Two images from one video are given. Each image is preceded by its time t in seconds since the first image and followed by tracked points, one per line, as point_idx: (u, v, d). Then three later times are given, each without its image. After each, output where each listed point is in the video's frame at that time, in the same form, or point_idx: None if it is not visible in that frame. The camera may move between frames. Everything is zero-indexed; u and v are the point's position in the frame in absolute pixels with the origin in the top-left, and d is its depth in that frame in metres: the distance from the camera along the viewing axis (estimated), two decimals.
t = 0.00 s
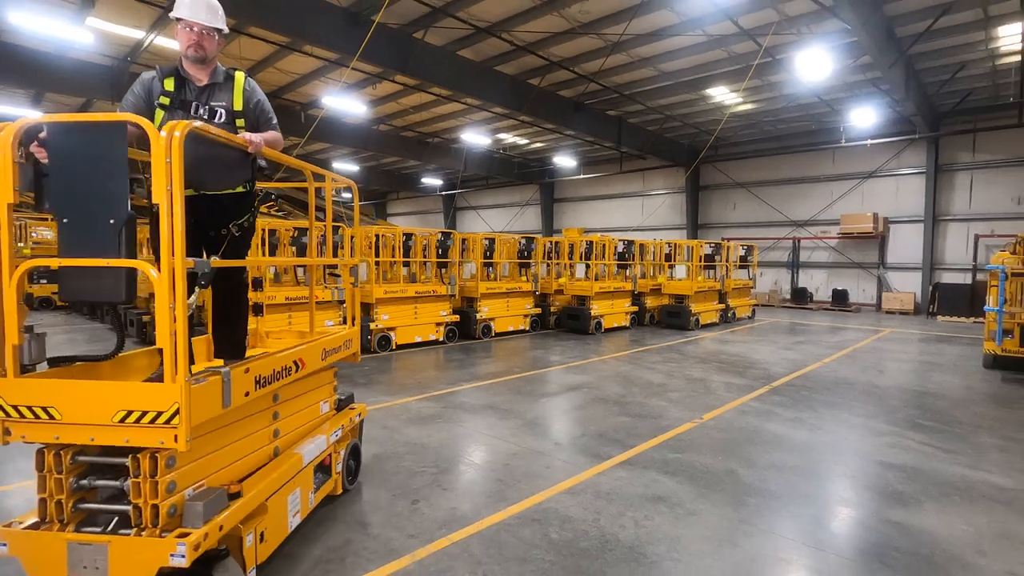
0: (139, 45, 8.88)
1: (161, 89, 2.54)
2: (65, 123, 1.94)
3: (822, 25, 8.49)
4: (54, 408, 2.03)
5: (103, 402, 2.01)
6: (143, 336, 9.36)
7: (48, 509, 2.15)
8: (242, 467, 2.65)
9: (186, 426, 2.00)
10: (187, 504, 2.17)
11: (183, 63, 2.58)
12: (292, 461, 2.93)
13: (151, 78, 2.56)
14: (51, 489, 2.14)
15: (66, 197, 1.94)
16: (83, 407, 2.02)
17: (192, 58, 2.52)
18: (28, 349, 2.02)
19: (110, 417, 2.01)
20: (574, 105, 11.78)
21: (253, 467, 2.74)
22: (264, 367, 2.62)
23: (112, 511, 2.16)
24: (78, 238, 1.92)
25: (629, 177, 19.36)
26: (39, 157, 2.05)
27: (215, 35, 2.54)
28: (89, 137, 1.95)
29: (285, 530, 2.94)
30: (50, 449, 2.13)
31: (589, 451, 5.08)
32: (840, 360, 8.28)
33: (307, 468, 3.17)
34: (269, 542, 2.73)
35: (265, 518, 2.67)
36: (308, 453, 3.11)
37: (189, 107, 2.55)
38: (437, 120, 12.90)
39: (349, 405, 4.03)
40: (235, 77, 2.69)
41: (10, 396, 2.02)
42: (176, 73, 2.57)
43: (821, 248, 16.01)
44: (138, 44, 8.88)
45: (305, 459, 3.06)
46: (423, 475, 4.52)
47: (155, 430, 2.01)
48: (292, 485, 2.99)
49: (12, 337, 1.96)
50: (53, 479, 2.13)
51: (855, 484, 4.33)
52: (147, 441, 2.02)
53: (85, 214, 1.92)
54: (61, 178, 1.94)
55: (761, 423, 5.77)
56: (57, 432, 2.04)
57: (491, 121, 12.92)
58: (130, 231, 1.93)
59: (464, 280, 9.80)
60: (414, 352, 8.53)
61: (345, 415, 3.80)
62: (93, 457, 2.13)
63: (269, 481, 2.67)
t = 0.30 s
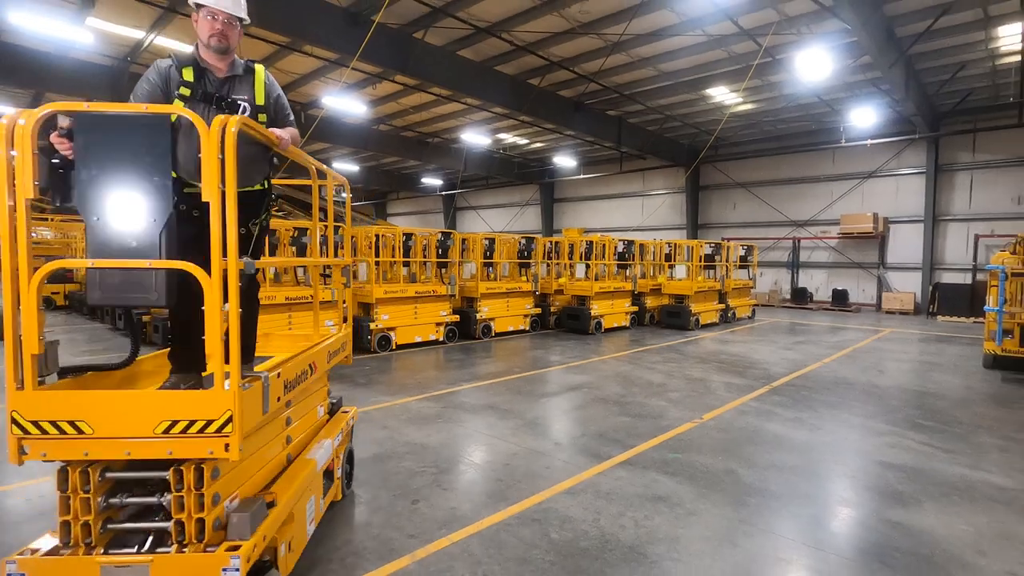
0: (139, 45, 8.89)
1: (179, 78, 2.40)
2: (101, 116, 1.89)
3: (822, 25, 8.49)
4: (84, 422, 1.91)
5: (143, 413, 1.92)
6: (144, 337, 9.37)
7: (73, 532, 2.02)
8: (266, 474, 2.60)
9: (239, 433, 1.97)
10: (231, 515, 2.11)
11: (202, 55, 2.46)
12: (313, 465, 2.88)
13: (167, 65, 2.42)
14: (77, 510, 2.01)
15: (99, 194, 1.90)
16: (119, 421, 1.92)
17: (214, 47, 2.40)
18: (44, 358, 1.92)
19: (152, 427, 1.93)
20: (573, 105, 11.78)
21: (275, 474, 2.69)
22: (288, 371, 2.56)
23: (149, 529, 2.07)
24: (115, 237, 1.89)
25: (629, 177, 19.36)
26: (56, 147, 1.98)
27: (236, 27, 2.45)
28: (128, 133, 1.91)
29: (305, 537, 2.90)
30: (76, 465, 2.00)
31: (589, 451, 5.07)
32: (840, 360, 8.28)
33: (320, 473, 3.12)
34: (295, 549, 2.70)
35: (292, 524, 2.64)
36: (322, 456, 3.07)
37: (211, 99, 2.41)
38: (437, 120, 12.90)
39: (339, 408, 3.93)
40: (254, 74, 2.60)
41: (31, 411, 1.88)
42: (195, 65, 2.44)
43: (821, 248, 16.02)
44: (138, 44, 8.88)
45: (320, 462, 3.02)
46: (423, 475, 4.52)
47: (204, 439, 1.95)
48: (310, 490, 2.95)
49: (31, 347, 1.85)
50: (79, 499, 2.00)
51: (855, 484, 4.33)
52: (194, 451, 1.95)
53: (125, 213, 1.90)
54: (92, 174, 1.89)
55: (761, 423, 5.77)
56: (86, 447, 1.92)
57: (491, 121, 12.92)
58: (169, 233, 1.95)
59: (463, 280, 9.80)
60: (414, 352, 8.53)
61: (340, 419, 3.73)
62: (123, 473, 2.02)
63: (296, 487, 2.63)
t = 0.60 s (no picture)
0: (139, 45, 8.89)
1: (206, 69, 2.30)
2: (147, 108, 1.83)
3: (822, 25, 8.49)
4: (135, 435, 1.86)
5: (201, 424, 1.90)
6: (145, 337, 9.38)
7: (117, 553, 1.98)
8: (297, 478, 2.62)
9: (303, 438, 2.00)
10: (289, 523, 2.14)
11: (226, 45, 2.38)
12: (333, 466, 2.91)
13: (192, 56, 2.31)
14: (123, 528, 1.98)
15: (144, 192, 1.84)
16: (175, 432, 1.89)
17: (241, 39, 2.34)
18: (81, 367, 1.87)
19: (210, 437, 1.92)
20: (574, 105, 11.79)
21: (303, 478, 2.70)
22: (321, 371, 2.54)
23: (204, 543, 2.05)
24: (163, 237, 1.84)
25: (629, 177, 19.37)
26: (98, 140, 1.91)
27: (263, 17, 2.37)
28: (177, 124, 1.85)
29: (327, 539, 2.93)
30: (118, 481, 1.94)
31: (589, 451, 5.07)
32: (840, 360, 8.28)
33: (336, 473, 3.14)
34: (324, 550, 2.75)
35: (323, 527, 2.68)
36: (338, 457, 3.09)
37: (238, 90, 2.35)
38: (437, 120, 12.91)
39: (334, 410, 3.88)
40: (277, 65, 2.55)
41: (71, 426, 1.81)
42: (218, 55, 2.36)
43: (821, 248, 16.02)
44: (138, 44, 8.89)
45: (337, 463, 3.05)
46: (424, 475, 4.52)
47: (266, 446, 1.97)
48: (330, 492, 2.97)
49: (75, 356, 1.81)
50: (125, 517, 1.96)
51: (856, 484, 4.32)
52: (254, 459, 1.96)
53: (177, 211, 1.85)
54: (137, 170, 1.82)
55: (761, 423, 5.77)
56: (134, 462, 1.87)
57: (491, 121, 12.91)
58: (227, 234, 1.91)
59: (463, 280, 9.80)
60: (414, 352, 8.52)
61: (336, 421, 3.65)
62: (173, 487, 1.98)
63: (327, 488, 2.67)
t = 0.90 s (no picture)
0: (139, 45, 8.89)
1: (242, 64, 2.14)
2: (219, 103, 1.79)
3: (822, 25, 8.50)
4: (207, 444, 1.83)
5: (276, 429, 1.90)
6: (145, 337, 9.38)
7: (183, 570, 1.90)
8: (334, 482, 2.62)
9: (376, 439, 2.05)
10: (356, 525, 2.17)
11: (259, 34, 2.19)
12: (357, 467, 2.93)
13: (226, 46, 2.12)
14: (191, 543, 1.90)
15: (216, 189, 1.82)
16: (250, 438, 1.87)
17: (277, 33, 2.16)
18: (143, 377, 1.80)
19: (285, 443, 1.92)
20: (574, 105, 11.78)
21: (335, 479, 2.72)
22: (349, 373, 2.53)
23: (274, 553, 2.02)
24: (237, 236, 1.84)
25: (629, 177, 19.37)
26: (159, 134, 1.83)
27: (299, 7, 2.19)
28: (247, 122, 1.83)
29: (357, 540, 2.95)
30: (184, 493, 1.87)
31: (589, 451, 5.07)
32: (840, 360, 8.28)
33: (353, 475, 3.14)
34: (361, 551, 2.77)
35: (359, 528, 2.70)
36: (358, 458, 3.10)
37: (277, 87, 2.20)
38: (437, 121, 12.93)
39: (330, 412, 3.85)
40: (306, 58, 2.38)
41: (140, 437, 1.75)
42: (253, 45, 2.18)
43: (821, 248, 16.02)
44: (138, 44, 8.89)
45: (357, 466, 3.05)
46: (424, 475, 4.52)
47: (340, 448, 2.00)
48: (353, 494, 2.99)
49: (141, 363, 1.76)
50: (193, 531, 1.89)
51: (855, 484, 4.32)
52: (329, 463, 1.99)
53: (250, 211, 1.85)
54: (211, 167, 1.80)
55: (761, 423, 5.77)
56: (205, 472, 1.84)
57: (491, 121, 12.91)
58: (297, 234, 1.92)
59: (463, 280, 9.80)
60: (414, 352, 8.52)
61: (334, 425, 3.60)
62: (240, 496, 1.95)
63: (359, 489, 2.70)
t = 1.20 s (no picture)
0: (139, 45, 8.90)
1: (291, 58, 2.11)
2: (307, 101, 1.80)
3: (822, 25, 8.50)
4: (298, 448, 1.85)
5: (362, 430, 1.97)
6: (145, 337, 9.38)
7: None
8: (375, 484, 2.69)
9: (450, 436, 2.18)
10: (423, 522, 2.26)
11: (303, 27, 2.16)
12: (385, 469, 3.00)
13: (274, 38, 2.09)
14: (276, 552, 1.89)
15: (308, 190, 1.83)
16: (337, 439, 1.91)
17: (324, 29, 2.16)
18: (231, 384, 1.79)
19: (370, 443, 1.99)
20: (574, 105, 11.78)
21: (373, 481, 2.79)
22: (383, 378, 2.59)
23: (352, 555, 2.03)
24: (327, 238, 1.88)
25: (629, 177, 19.37)
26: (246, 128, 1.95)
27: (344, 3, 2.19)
28: (334, 122, 1.85)
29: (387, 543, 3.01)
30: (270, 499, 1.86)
31: (589, 451, 5.07)
32: (840, 360, 8.28)
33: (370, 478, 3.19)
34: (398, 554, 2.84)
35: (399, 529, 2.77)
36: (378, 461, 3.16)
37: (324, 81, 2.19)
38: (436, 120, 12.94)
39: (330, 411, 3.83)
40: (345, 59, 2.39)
41: (233, 446, 1.73)
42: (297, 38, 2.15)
43: (821, 248, 16.00)
44: (138, 44, 8.90)
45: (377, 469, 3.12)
46: (424, 475, 4.52)
47: (418, 446, 2.10)
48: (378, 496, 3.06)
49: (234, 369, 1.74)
50: (280, 538, 1.89)
51: (855, 484, 4.32)
52: (407, 460, 2.09)
53: (339, 209, 1.89)
54: (300, 166, 1.81)
55: (761, 423, 5.77)
56: (294, 478, 1.85)
57: (490, 121, 12.92)
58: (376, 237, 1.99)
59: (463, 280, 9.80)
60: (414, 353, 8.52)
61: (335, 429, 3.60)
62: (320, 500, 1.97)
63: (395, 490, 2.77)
